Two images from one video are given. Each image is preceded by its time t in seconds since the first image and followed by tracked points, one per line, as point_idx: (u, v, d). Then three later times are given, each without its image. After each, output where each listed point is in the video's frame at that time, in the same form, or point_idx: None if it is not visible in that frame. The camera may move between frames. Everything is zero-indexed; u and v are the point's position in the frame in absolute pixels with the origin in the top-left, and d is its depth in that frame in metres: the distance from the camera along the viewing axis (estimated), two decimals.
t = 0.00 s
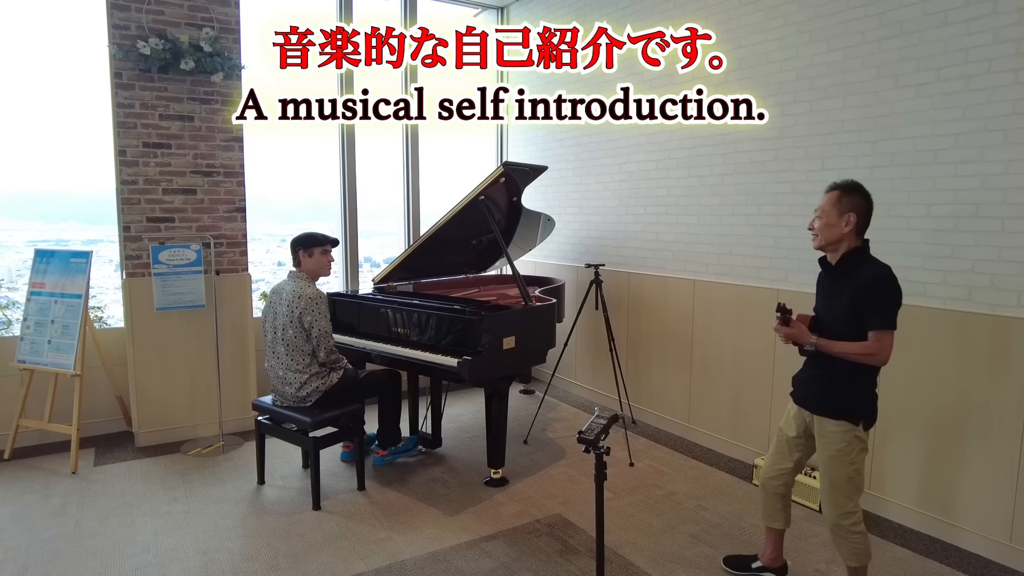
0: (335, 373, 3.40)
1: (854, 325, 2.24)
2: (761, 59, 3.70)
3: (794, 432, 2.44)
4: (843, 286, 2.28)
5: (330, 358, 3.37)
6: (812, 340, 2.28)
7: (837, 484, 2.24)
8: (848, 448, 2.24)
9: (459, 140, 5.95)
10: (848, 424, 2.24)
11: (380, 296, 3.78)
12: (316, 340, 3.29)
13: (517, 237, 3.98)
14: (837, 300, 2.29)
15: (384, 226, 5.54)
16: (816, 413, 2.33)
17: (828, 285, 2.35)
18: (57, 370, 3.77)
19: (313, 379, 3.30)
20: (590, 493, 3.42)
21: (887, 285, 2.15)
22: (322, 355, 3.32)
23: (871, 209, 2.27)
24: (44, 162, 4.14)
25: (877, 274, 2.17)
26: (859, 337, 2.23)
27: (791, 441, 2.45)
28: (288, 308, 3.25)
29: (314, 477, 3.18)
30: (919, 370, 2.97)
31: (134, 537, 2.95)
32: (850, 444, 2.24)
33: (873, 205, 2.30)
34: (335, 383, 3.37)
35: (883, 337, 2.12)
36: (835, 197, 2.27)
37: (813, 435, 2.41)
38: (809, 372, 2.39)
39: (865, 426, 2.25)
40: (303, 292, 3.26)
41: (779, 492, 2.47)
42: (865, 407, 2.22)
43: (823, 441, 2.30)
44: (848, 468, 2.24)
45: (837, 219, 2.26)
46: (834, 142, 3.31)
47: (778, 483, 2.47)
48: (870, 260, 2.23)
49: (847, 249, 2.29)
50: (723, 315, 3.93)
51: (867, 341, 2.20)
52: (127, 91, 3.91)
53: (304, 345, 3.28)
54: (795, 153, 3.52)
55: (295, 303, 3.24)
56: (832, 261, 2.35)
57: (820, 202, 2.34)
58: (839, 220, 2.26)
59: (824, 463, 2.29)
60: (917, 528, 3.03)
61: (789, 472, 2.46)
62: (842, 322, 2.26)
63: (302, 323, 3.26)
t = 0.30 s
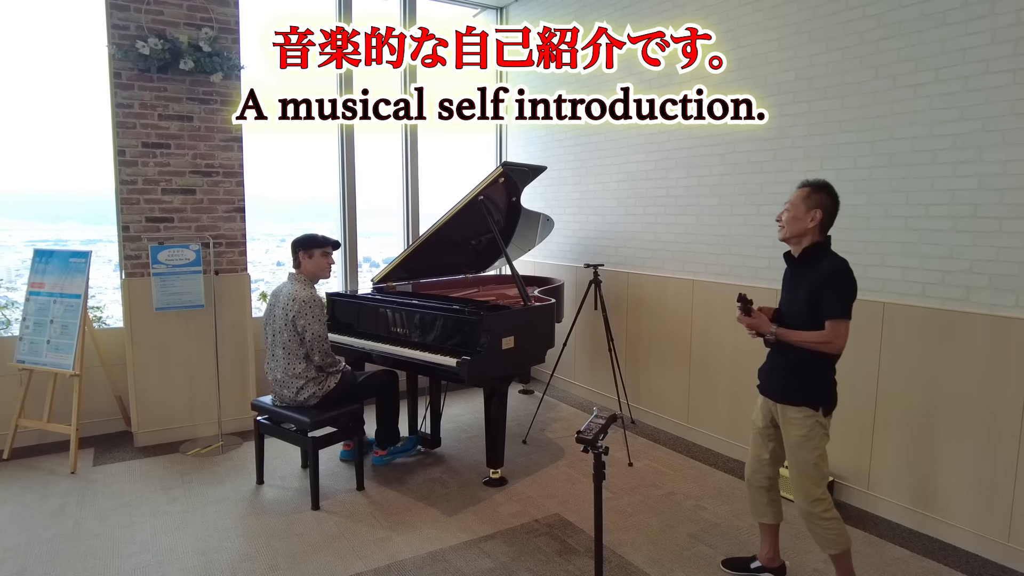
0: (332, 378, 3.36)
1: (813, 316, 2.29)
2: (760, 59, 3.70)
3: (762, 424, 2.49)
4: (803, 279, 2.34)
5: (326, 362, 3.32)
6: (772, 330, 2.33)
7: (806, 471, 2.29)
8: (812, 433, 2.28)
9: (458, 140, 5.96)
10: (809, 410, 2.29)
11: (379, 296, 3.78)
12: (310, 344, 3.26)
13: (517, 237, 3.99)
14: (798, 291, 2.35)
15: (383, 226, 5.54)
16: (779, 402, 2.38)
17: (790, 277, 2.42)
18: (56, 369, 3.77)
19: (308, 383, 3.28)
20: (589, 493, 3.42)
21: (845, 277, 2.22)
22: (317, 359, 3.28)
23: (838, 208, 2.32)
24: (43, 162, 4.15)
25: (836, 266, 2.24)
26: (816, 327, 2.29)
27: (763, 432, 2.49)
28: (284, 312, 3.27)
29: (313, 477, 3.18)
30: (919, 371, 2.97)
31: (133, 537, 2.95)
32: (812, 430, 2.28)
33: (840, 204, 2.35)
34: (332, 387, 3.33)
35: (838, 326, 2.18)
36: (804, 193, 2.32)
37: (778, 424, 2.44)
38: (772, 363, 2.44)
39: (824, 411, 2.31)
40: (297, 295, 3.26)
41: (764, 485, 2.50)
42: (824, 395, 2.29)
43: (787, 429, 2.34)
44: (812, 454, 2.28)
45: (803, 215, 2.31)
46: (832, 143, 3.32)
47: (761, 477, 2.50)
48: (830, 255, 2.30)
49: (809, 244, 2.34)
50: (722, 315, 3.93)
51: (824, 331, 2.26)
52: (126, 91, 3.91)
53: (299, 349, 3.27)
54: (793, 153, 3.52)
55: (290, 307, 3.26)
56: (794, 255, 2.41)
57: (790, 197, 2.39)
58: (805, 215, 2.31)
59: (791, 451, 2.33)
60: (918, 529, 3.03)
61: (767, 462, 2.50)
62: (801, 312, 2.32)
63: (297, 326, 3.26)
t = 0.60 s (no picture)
0: (332, 381, 3.35)
1: (788, 317, 2.31)
2: (759, 59, 3.71)
3: (738, 417, 2.50)
4: (779, 281, 2.36)
5: (326, 368, 3.31)
6: (752, 332, 2.34)
7: (761, 464, 2.30)
8: (777, 427, 2.30)
9: (457, 140, 5.96)
10: (781, 405, 2.31)
11: (378, 296, 3.78)
12: (310, 349, 3.25)
13: (515, 237, 3.99)
14: (773, 294, 2.37)
15: (382, 226, 5.55)
16: (754, 397, 2.40)
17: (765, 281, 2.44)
18: (54, 369, 3.77)
19: (308, 387, 3.28)
20: (588, 493, 3.42)
21: (817, 277, 2.24)
22: (317, 365, 3.28)
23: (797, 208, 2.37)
24: (43, 162, 4.15)
25: (808, 267, 2.26)
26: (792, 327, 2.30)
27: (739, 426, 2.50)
28: (286, 315, 3.26)
29: (312, 477, 3.20)
30: (917, 370, 2.97)
31: (132, 537, 2.95)
32: (777, 424, 2.30)
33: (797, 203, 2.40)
34: (331, 391, 3.33)
35: (814, 325, 2.19)
36: (769, 201, 2.33)
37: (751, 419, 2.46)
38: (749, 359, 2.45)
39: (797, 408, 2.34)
40: (302, 299, 3.25)
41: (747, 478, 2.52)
42: (798, 391, 2.31)
43: (755, 421, 2.35)
44: (770, 448, 2.30)
45: (775, 222, 2.32)
46: (831, 143, 3.32)
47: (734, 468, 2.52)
48: (803, 255, 2.33)
49: (785, 247, 2.36)
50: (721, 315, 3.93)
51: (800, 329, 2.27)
52: (124, 91, 3.91)
53: (300, 352, 3.26)
54: (793, 153, 3.52)
55: (293, 311, 3.25)
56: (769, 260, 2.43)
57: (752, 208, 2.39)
58: (777, 223, 2.33)
59: (753, 443, 2.34)
60: (917, 529, 3.03)
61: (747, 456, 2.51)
62: (777, 314, 2.34)
63: (300, 330, 3.26)
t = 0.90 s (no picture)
0: (332, 381, 3.35)
1: (787, 319, 2.32)
2: (757, 60, 3.71)
3: (731, 419, 2.50)
4: (773, 286, 2.36)
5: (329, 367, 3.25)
6: (759, 337, 2.30)
7: (755, 462, 2.29)
8: (773, 426, 2.31)
9: (456, 140, 5.95)
10: (780, 406, 2.34)
11: (377, 296, 3.79)
12: (312, 350, 3.22)
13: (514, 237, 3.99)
14: (769, 299, 2.36)
15: (381, 226, 5.55)
16: (752, 399, 2.39)
17: (757, 288, 2.43)
18: (53, 369, 3.77)
19: (308, 388, 3.29)
20: (586, 493, 3.43)
21: (815, 278, 2.26)
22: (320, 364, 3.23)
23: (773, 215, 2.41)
24: (42, 162, 4.14)
25: (806, 269, 2.28)
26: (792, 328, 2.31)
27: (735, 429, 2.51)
28: (290, 314, 3.24)
29: (310, 477, 3.19)
30: (914, 370, 2.98)
31: (131, 537, 2.95)
32: (773, 423, 2.31)
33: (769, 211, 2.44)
34: (331, 391, 3.34)
35: (819, 325, 2.20)
36: (753, 212, 2.33)
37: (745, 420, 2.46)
38: (745, 360, 2.44)
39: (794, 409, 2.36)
40: (306, 301, 3.23)
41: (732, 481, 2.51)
42: (796, 391, 2.34)
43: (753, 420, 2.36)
44: (765, 448, 2.30)
45: (765, 231, 2.33)
46: (830, 143, 3.32)
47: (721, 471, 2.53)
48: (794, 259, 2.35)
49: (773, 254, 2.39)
50: (720, 315, 3.93)
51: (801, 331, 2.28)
52: (123, 91, 3.90)
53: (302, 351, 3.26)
54: (791, 153, 3.53)
55: (296, 311, 3.23)
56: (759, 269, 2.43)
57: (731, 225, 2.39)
58: (766, 231, 2.34)
59: (749, 441, 2.33)
60: (915, 528, 3.03)
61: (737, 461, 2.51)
62: (777, 317, 2.33)
63: (303, 330, 3.24)
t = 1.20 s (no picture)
0: (331, 381, 3.35)
1: (792, 323, 2.33)
2: (756, 60, 3.71)
3: (730, 424, 2.47)
4: (777, 290, 2.37)
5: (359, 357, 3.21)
6: (770, 342, 2.30)
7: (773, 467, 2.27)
8: (784, 429, 2.30)
9: (455, 140, 5.95)
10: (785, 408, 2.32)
11: (376, 296, 3.79)
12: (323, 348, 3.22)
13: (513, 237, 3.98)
14: (775, 303, 2.36)
15: (381, 226, 5.55)
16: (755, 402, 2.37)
17: (759, 293, 2.43)
18: (52, 369, 3.77)
19: (308, 387, 3.29)
20: (585, 493, 3.43)
21: (821, 284, 2.29)
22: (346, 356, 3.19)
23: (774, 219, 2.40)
24: (41, 162, 4.14)
25: (813, 275, 2.30)
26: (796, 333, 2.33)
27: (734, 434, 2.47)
28: (293, 315, 3.23)
29: (308, 477, 3.18)
30: (912, 371, 2.99)
31: (129, 537, 2.95)
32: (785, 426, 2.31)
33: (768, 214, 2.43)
34: (330, 392, 3.33)
35: (825, 330, 2.24)
36: (756, 217, 2.31)
37: (747, 425, 2.44)
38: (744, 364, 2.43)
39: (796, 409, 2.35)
40: (306, 299, 3.22)
41: (730, 488, 2.48)
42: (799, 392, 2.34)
43: (761, 426, 2.33)
44: (780, 450, 2.28)
45: (771, 237, 2.32)
46: (828, 143, 3.33)
47: (726, 480, 2.48)
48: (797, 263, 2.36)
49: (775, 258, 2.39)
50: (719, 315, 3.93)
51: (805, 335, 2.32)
52: (122, 90, 3.90)
53: (304, 350, 3.27)
54: (790, 153, 3.53)
55: (299, 311, 3.22)
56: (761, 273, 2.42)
57: (733, 229, 2.36)
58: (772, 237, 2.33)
59: (760, 446, 2.31)
60: (914, 528, 3.04)
61: (730, 466, 2.48)
62: (782, 321, 2.33)
63: (305, 329, 3.24)
